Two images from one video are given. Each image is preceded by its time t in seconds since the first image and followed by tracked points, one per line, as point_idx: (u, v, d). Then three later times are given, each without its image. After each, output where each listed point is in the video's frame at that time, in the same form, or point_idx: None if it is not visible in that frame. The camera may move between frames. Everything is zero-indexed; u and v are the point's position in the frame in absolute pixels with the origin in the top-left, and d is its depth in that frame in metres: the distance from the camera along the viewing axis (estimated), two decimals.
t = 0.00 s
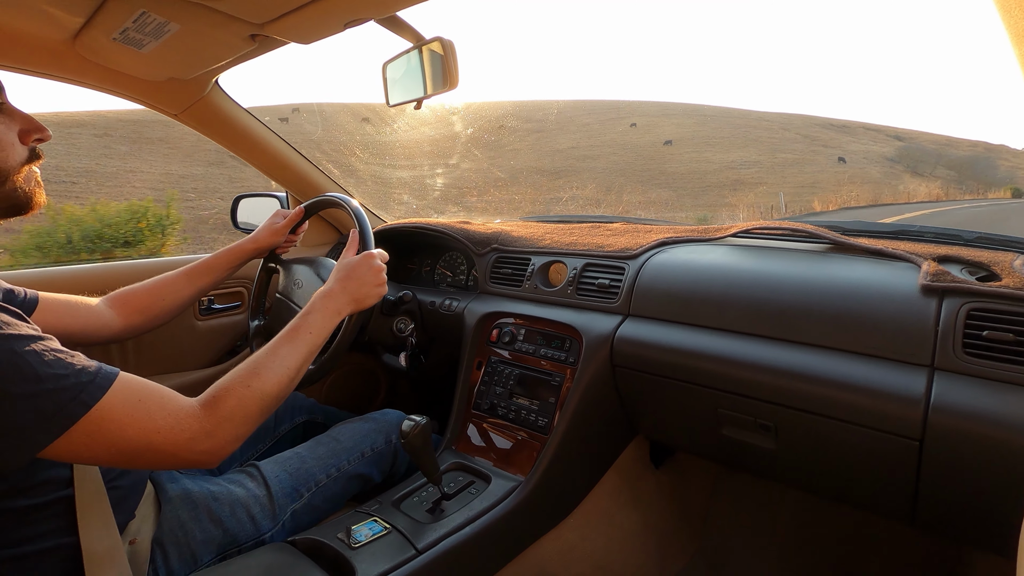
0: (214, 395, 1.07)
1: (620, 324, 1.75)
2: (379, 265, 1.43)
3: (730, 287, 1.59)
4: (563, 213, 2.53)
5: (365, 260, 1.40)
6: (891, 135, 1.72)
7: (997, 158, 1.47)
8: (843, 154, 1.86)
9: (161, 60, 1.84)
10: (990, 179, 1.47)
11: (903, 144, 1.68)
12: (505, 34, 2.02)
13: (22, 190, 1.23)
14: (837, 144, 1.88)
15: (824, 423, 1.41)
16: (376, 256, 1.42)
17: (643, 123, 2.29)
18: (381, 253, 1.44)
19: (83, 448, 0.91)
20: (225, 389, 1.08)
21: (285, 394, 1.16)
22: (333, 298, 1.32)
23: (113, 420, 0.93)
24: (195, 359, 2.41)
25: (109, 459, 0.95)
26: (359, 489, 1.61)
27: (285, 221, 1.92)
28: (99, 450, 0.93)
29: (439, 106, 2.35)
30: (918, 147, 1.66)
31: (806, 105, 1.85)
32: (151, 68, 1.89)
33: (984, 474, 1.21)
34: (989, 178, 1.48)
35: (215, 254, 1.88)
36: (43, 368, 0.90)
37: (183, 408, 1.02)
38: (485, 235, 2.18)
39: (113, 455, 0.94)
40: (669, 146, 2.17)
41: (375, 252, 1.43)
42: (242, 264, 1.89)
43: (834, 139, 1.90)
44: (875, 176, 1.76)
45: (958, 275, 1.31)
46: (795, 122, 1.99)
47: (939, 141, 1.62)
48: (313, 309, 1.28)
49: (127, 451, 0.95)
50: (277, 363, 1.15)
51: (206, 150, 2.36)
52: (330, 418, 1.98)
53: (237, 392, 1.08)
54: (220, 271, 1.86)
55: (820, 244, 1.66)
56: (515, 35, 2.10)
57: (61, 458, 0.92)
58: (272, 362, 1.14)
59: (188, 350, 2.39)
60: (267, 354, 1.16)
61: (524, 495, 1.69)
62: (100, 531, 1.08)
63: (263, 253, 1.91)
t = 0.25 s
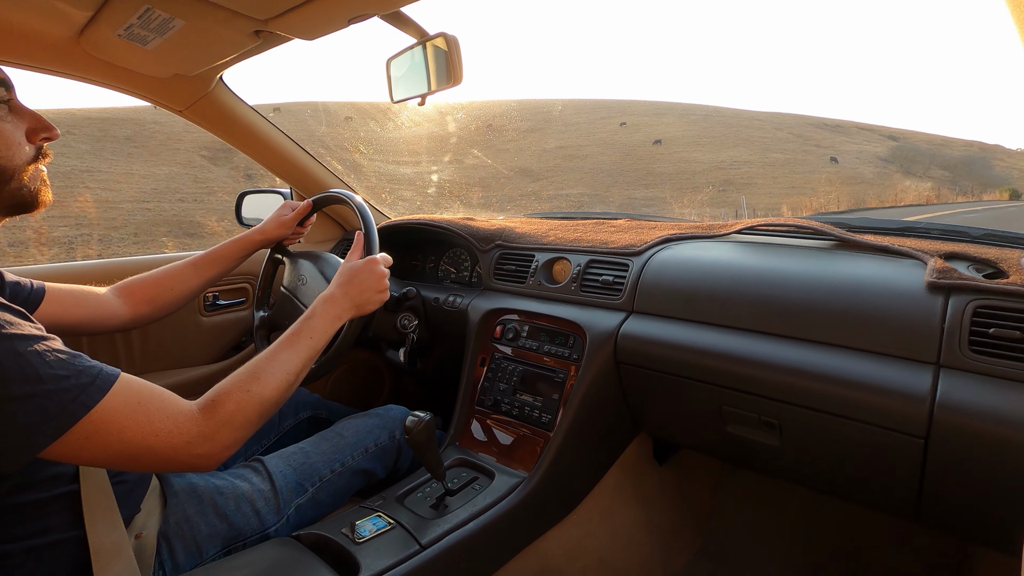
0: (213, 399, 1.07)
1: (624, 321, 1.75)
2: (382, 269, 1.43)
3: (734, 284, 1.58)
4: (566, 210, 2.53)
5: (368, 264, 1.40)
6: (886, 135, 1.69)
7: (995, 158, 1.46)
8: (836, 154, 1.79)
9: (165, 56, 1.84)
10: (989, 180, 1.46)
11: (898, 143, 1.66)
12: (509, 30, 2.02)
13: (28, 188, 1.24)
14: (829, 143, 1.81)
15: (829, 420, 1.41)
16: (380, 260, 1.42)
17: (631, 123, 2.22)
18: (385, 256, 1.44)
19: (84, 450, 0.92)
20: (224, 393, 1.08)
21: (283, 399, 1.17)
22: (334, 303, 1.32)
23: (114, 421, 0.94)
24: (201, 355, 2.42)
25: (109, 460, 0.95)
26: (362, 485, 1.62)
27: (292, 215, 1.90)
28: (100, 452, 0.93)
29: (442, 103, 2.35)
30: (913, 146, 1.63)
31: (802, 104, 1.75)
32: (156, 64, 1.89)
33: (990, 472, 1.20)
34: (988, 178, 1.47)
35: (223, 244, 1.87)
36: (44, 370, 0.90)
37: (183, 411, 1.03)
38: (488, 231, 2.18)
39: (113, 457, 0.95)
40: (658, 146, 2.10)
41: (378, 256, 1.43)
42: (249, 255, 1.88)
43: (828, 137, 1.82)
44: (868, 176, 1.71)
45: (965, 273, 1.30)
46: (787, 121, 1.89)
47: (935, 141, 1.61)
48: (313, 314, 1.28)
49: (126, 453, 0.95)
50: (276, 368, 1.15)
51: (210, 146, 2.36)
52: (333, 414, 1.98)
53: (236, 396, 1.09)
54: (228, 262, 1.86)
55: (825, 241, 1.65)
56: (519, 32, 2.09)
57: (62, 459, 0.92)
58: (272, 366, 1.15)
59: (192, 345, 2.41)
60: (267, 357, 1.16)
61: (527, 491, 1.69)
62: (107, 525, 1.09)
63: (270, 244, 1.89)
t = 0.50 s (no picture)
0: (218, 405, 1.08)
1: (630, 318, 1.75)
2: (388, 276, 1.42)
3: (742, 281, 1.57)
4: (572, 208, 2.53)
5: (374, 272, 1.39)
6: (877, 135, 1.74)
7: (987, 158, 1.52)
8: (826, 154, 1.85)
9: (173, 56, 1.86)
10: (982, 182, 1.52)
11: (890, 143, 1.71)
12: (514, 28, 2.02)
13: (39, 188, 1.25)
14: (820, 143, 1.86)
15: (838, 418, 1.40)
16: (386, 268, 1.41)
17: (620, 121, 2.30)
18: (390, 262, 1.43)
19: (90, 454, 0.93)
20: (228, 400, 1.09)
21: (287, 405, 1.17)
22: (339, 310, 1.32)
23: (120, 426, 0.95)
24: (209, 352, 2.45)
25: (114, 465, 0.96)
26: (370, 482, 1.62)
27: (303, 208, 1.87)
28: (105, 456, 0.94)
29: (448, 101, 2.35)
30: (906, 146, 1.68)
31: (795, 103, 1.82)
32: (164, 64, 1.91)
33: (1000, 470, 1.19)
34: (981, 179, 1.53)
35: (234, 237, 1.87)
36: (52, 373, 0.91)
37: (188, 417, 1.04)
38: (495, 229, 2.18)
39: (117, 460, 0.96)
40: (647, 145, 2.19)
41: (384, 262, 1.42)
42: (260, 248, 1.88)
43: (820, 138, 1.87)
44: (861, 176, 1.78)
45: (976, 269, 1.29)
46: (780, 122, 1.97)
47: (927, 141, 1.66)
48: (318, 320, 1.28)
49: (131, 458, 0.96)
50: (280, 375, 1.16)
51: (218, 146, 2.38)
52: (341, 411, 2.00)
53: (239, 403, 1.10)
54: (239, 254, 1.87)
55: (834, 238, 1.64)
56: (524, 30, 2.09)
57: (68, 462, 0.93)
58: (277, 374, 1.16)
59: (202, 343, 2.43)
60: (273, 364, 1.17)
61: (534, 488, 1.70)
62: (118, 521, 1.10)
63: (280, 238, 1.87)
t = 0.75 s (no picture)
0: (220, 417, 1.10)
1: (639, 321, 1.74)
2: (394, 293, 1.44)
3: (751, 284, 1.56)
4: (581, 209, 2.52)
5: (380, 287, 1.41)
6: (870, 135, 1.77)
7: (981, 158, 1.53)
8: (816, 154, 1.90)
9: (185, 60, 1.88)
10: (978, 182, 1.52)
11: (882, 143, 1.74)
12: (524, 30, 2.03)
13: (54, 191, 1.27)
14: (812, 143, 1.93)
15: (849, 421, 1.39)
16: (392, 284, 1.43)
17: (608, 120, 2.38)
18: (396, 278, 1.46)
19: (94, 462, 0.94)
20: (230, 412, 1.11)
21: (288, 418, 1.19)
22: (344, 322, 1.33)
23: (125, 435, 0.96)
24: (220, 353, 2.47)
25: (117, 474, 0.97)
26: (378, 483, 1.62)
27: (319, 206, 1.88)
28: (109, 465, 0.95)
29: (458, 103, 2.36)
30: (897, 146, 1.71)
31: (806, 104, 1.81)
32: (177, 68, 1.93)
33: (1017, 475, 1.17)
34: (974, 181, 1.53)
35: (250, 230, 1.89)
36: (61, 382, 0.92)
37: (191, 428, 1.05)
38: (503, 231, 2.18)
39: (121, 471, 0.97)
40: (634, 145, 2.28)
41: (389, 278, 1.44)
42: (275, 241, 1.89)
43: (811, 138, 1.93)
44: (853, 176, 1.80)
45: (991, 271, 1.27)
46: (770, 122, 2.04)
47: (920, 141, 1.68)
48: (323, 332, 1.30)
49: (134, 468, 0.98)
50: (283, 389, 1.17)
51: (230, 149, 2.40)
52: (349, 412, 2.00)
53: (241, 415, 1.11)
54: (254, 249, 1.88)
55: (846, 239, 1.62)
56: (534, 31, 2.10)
57: (74, 469, 0.95)
58: (279, 387, 1.17)
59: (214, 343, 2.45)
60: (275, 376, 1.18)
61: (543, 490, 1.69)
62: (128, 520, 1.11)
63: (294, 234, 1.88)
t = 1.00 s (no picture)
0: (227, 418, 1.11)
1: (650, 324, 1.73)
2: (402, 300, 1.45)
3: (764, 287, 1.55)
4: (591, 212, 2.51)
5: (390, 293, 1.43)
6: (863, 135, 1.81)
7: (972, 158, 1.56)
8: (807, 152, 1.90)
9: (201, 62, 1.90)
10: (970, 184, 1.54)
11: (873, 143, 1.77)
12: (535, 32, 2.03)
13: (71, 189, 1.29)
14: (803, 141, 1.94)
15: (864, 427, 1.37)
16: (401, 291, 1.44)
17: (594, 119, 2.39)
18: (405, 285, 1.47)
19: (103, 460, 0.96)
20: (237, 414, 1.12)
21: (294, 421, 1.20)
22: (352, 328, 1.34)
23: (134, 434, 0.97)
24: (233, 352, 2.49)
25: (124, 472, 0.99)
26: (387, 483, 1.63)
27: (333, 205, 1.89)
28: (117, 463, 0.97)
29: (469, 105, 2.37)
30: (888, 146, 1.75)
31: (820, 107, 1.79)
32: (193, 70, 1.96)
33: None
34: (963, 182, 1.56)
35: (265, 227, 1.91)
36: (74, 380, 0.93)
37: (199, 429, 1.06)
38: (514, 233, 2.18)
39: (129, 470, 0.98)
40: (619, 144, 2.29)
41: (400, 286, 1.45)
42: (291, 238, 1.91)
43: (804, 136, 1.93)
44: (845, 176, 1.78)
45: (1010, 276, 1.25)
46: (759, 122, 2.05)
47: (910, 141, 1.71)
48: (331, 335, 1.31)
49: (141, 467, 0.99)
50: (290, 392, 1.19)
51: (244, 150, 2.43)
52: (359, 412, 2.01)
53: (248, 417, 1.13)
54: (269, 246, 1.90)
55: (861, 243, 1.61)
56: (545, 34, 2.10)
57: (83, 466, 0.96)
58: (284, 391, 1.18)
59: (227, 342, 2.48)
60: (281, 380, 1.20)
61: (552, 492, 1.69)
62: (141, 514, 1.13)
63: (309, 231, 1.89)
